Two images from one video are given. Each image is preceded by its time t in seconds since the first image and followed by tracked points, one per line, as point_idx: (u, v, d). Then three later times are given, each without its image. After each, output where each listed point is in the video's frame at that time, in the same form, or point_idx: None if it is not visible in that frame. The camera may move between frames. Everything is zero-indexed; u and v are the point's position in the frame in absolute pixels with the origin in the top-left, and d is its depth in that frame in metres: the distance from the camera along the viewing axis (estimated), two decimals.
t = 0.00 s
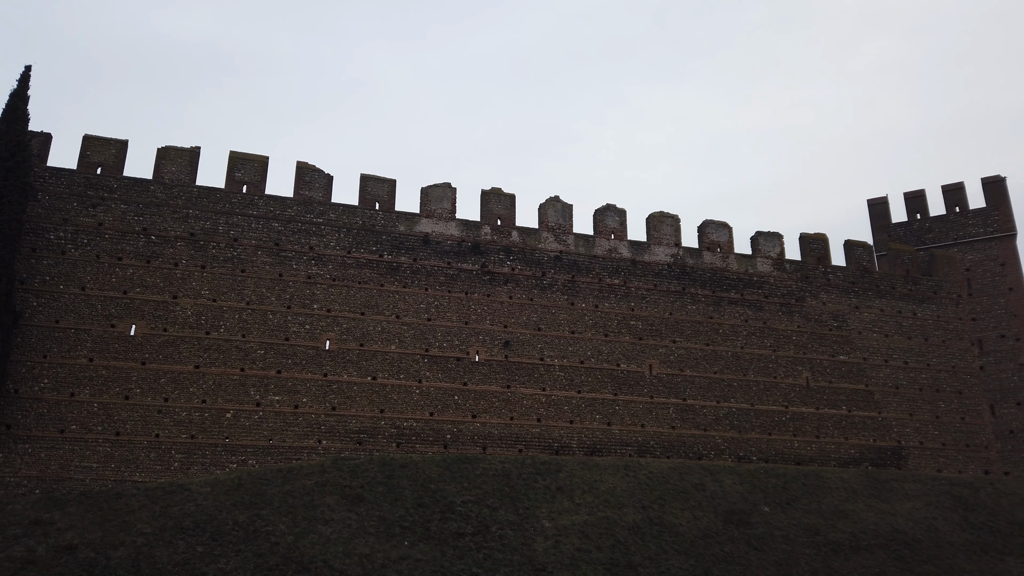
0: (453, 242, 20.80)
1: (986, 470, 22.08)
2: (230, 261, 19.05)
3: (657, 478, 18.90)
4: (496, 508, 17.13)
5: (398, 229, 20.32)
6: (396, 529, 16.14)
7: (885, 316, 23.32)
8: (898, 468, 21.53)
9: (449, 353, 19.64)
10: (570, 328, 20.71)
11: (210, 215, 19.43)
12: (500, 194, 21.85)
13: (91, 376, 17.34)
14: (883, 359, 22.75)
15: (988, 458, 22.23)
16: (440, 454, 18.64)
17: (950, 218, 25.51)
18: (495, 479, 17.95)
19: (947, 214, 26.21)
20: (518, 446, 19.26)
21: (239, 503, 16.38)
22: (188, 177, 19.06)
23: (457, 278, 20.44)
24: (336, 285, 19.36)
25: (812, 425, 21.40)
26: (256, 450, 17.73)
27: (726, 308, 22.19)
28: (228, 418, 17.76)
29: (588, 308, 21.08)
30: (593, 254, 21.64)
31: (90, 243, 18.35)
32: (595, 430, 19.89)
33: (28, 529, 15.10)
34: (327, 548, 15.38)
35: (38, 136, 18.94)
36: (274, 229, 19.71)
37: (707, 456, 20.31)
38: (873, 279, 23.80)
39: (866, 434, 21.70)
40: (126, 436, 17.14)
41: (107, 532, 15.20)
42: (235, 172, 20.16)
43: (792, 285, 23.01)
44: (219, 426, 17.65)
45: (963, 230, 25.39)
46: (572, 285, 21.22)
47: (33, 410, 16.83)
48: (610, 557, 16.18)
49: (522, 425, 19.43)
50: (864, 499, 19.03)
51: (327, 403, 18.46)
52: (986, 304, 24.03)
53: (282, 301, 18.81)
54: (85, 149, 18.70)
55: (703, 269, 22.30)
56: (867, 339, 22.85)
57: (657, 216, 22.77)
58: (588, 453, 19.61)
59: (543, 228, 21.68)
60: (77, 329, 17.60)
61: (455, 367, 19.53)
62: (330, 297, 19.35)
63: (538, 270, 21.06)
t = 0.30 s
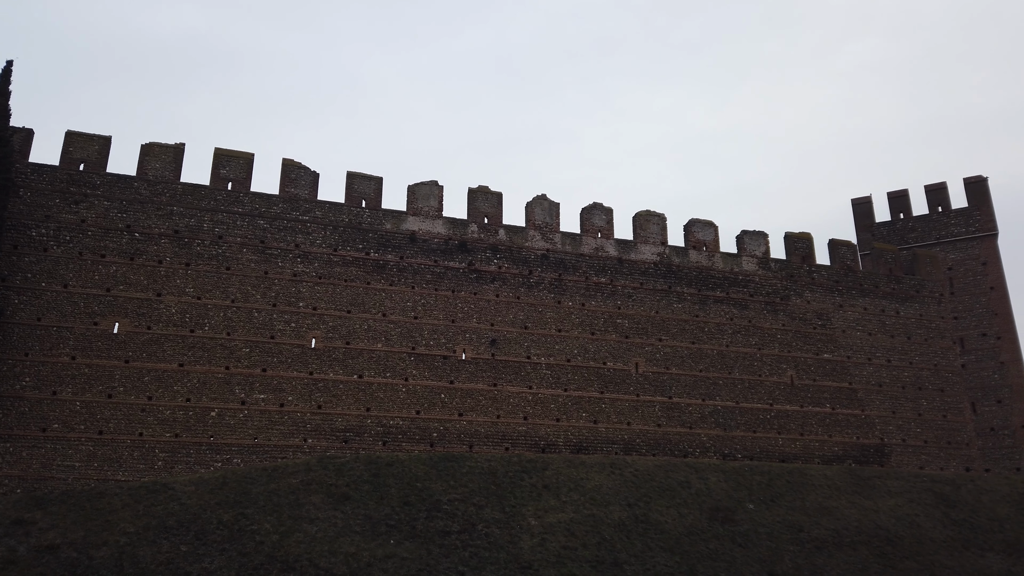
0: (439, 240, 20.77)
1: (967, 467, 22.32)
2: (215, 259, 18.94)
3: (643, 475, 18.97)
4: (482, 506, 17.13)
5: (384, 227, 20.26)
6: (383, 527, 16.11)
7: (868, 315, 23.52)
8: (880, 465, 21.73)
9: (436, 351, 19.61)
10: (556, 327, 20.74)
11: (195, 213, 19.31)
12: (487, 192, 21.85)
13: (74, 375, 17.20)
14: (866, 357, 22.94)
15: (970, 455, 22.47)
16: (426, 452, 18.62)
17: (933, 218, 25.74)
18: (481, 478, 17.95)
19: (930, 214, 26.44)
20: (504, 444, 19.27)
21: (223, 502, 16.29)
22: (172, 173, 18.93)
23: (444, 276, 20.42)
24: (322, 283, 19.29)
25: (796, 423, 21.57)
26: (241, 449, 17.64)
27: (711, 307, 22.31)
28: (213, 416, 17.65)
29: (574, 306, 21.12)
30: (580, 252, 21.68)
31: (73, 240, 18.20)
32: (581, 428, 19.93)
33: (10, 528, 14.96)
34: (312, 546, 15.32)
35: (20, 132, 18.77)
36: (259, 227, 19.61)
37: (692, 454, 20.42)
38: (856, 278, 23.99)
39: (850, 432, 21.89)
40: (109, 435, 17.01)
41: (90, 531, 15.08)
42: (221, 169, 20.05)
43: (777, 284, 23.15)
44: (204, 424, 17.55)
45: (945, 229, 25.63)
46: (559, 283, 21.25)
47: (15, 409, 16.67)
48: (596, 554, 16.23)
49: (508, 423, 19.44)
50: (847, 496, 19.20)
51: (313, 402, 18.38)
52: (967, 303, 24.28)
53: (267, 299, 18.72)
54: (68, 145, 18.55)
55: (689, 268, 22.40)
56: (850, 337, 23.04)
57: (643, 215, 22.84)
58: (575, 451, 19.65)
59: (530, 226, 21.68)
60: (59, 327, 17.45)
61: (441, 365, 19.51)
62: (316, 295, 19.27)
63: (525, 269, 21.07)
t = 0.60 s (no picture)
0: (426, 238, 20.75)
1: (948, 465, 22.55)
2: (199, 255, 18.82)
3: (628, 473, 19.03)
4: (467, 503, 17.12)
5: (371, 224, 20.21)
6: (367, 525, 16.07)
7: (851, 314, 23.72)
8: (862, 463, 21.93)
9: (422, 349, 19.59)
10: (542, 325, 20.76)
11: (179, 208, 19.18)
12: (474, 189, 21.84)
13: (55, 372, 17.04)
14: (849, 356, 23.13)
15: (950, 453, 22.71)
16: (411, 450, 18.60)
17: (915, 218, 25.99)
18: (466, 475, 17.93)
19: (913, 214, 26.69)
20: (490, 442, 19.29)
21: (206, 500, 16.18)
22: (156, 169, 18.79)
23: (430, 274, 20.40)
24: (308, 280, 19.21)
25: (780, 421, 21.71)
26: (224, 446, 17.54)
27: (697, 305, 22.41)
28: (196, 414, 17.55)
29: (561, 304, 21.16)
30: (567, 250, 21.72)
31: (54, 235, 18.03)
32: (567, 426, 19.97)
33: None
34: (296, 545, 15.25)
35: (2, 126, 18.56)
36: (244, 223, 19.51)
37: (677, 452, 20.51)
38: (840, 277, 24.18)
39: (832, 430, 22.06)
40: (91, 432, 16.87)
41: (71, 529, 14.94)
42: (205, 165, 19.92)
43: (762, 283, 23.29)
44: (187, 422, 17.45)
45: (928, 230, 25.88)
46: (545, 281, 21.28)
47: None
48: (580, 552, 16.27)
49: (494, 421, 19.45)
50: (829, 493, 19.37)
51: (298, 399, 18.31)
52: (949, 302, 24.53)
53: (252, 295, 18.63)
54: (50, 139, 18.37)
55: (674, 266, 22.49)
56: (834, 336, 23.22)
57: (630, 214, 22.91)
58: (560, 449, 19.69)
59: (517, 224, 21.69)
60: (41, 323, 17.28)
61: (427, 363, 19.49)
62: (301, 292, 19.19)
63: (511, 266, 21.09)
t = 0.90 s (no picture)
0: (410, 234, 20.73)
1: (925, 463, 22.83)
2: (180, 249, 18.70)
3: (610, 470, 19.10)
4: (450, 500, 17.11)
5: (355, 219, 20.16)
6: (349, 521, 16.02)
7: (832, 313, 23.94)
8: (842, 460, 22.15)
9: (405, 345, 19.58)
10: (526, 322, 20.81)
11: (159, 202, 19.04)
12: (459, 186, 21.83)
13: (33, 366, 16.87)
14: (829, 354, 23.34)
15: (927, 451, 22.99)
16: (394, 446, 18.59)
17: (895, 218, 26.28)
18: (449, 472, 17.92)
19: (893, 214, 26.99)
20: (473, 438, 19.31)
21: (186, 496, 16.06)
22: (137, 162, 18.64)
23: (414, 270, 20.38)
24: (290, 275, 19.14)
25: (761, 419, 21.88)
26: (205, 442, 17.45)
27: (680, 303, 22.53)
28: (177, 409, 17.45)
29: (545, 301, 21.21)
30: (551, 247, 21.77)
31: (32, 228, 17.84)
32: (550, 423, 20.02)
33: None
34: (277, 541, 15.16)
35: None
36: (226, 217, 19.41)
37: (659, 449, 20.63)
38: (820, 276, 24.41)
39: (812, 427, 22.26)
40: (69, 427, 16.71)
41: (47, 525, 14.77)
42: (187, 158, 19.78)
43: (744, 282, 23.45)
44: (167, 417, 17.33)
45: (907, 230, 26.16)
46: (529, 278, 21.33)
47: None
48: (562, 548, 16.32)
49: (477, 418, 19.48)
50: (809, 490, 19.55)
51: (280, 395, 18.24)
52: (928, 302, 24.82)
53: (234, 290, 18.53)
54: (29, 131, 18.17)
55: (658, 264, 22.61)
56: (814, 334, 23.43)
57: (614, 211, 22.99)
58: (543, 446, 19.75)
59: (501, 221, 21.71)
60: (18, 317, 17.09)
61: (411, 359, 19.49)
62: (283, 287, 19.12)
63: (496, 263, 21.11)
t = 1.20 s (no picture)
0: (394, 230, 20.70)
1: (902, 461, 23.11)
2: (160, 244, 18.57)
3: (592, 467, 19.15)
4: (431, 497, 17.08)
5: (338, 215, 20.10)
6: (329, 518, 15.95)
7: (812, 312, 24.16)
8: (820, 458, 22.36)
9: (388, 342, 19.55)
10: (509, 319, 20.84)
11: (139, 196, 18.89)
12: (443, 182, 21.82)
13: (9, 361, 16.67)
14: (809, 353, 23.55)
15: (904, 449, 23.28)
16: (376, 443, 18.56)
17: (875, 219, 26.56)
18: (431, 469, 17.90)
19: (872, 215, 27.31)
20: (455, 435, 19.31)
21: (164, 492, 15.91)
22: (116, 155, 18.48)
23: (397, 266, 20.35)
24: (272, 271, 19.06)
25: (741, 417, 22.04)
26: (185, 439, 17.34)
27: (663, 301, 22.66)
28: (156, 405, 17.33)
29: (528, 299, 21.25)
30: (534, 245, 21.82)
31: (9, 221, 17.64)
32: (532, 420, 20.08)
33: None
34: (256, 538, 15.06)
35: None
36: (207, 212, 19.29)
37: (640, 446, 20.74)
38: (801, 275, 24.63)
39: (792, 425, 22.45)
40: (46, 423, 16.54)
41: (23, 522, 14.60)
42: (168, 152, 19.64)
43: (726, 281, 23.60)
44: (146, 414, 17.20)
45: (887, 230, 26.44)
46: (513, 275, 21.36)
47: None
48: (543, 545, 16.35)
49: (460, 415, 19.50)
50: (788, 487, 19.73)
51: (261, 391, 18.16)
52: (906, 302, 25.11)
53: (215, 286, 18.42)
54: (6, 123, 17.96)
55: (641, 263, 22.72)
56: (795, 333, 23.63)
57: (598, 209, 23.07)
58: (525, 443, 19.79)
59: (485, 218, 21.72)
60: None
61: (393, 356, 19.47)
62: (265, 283, 19.04)
63: (479, 260, 21.12)
